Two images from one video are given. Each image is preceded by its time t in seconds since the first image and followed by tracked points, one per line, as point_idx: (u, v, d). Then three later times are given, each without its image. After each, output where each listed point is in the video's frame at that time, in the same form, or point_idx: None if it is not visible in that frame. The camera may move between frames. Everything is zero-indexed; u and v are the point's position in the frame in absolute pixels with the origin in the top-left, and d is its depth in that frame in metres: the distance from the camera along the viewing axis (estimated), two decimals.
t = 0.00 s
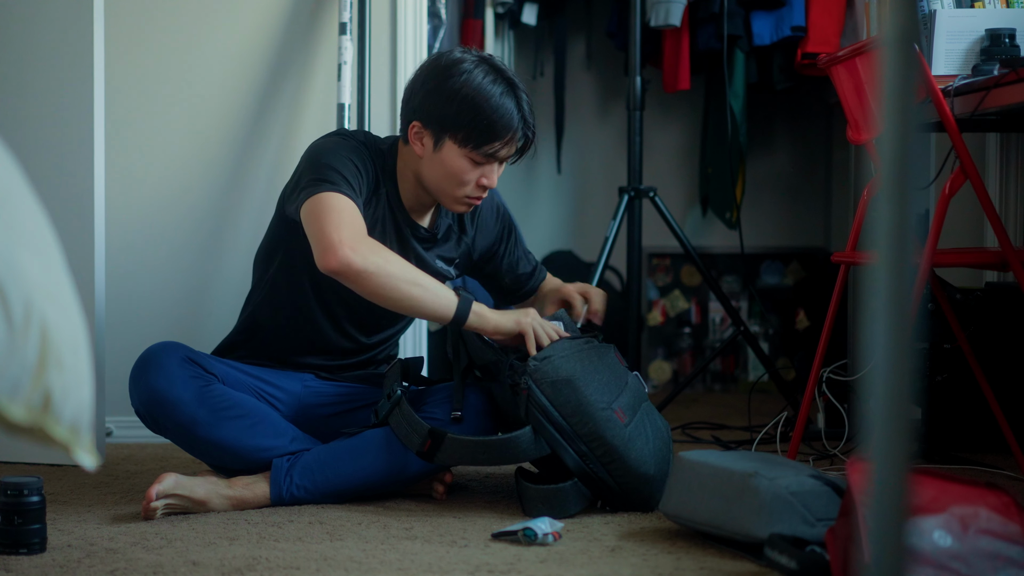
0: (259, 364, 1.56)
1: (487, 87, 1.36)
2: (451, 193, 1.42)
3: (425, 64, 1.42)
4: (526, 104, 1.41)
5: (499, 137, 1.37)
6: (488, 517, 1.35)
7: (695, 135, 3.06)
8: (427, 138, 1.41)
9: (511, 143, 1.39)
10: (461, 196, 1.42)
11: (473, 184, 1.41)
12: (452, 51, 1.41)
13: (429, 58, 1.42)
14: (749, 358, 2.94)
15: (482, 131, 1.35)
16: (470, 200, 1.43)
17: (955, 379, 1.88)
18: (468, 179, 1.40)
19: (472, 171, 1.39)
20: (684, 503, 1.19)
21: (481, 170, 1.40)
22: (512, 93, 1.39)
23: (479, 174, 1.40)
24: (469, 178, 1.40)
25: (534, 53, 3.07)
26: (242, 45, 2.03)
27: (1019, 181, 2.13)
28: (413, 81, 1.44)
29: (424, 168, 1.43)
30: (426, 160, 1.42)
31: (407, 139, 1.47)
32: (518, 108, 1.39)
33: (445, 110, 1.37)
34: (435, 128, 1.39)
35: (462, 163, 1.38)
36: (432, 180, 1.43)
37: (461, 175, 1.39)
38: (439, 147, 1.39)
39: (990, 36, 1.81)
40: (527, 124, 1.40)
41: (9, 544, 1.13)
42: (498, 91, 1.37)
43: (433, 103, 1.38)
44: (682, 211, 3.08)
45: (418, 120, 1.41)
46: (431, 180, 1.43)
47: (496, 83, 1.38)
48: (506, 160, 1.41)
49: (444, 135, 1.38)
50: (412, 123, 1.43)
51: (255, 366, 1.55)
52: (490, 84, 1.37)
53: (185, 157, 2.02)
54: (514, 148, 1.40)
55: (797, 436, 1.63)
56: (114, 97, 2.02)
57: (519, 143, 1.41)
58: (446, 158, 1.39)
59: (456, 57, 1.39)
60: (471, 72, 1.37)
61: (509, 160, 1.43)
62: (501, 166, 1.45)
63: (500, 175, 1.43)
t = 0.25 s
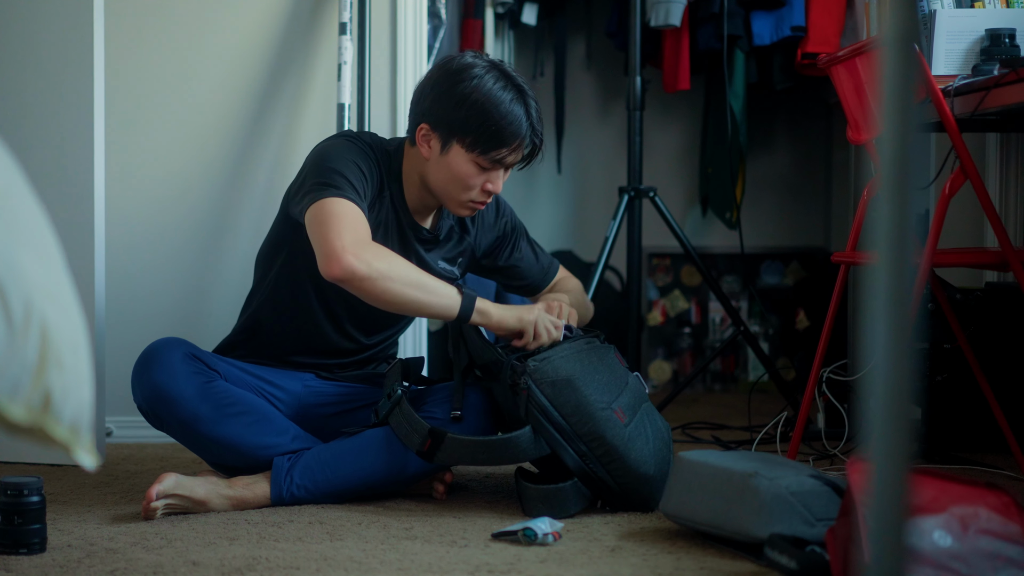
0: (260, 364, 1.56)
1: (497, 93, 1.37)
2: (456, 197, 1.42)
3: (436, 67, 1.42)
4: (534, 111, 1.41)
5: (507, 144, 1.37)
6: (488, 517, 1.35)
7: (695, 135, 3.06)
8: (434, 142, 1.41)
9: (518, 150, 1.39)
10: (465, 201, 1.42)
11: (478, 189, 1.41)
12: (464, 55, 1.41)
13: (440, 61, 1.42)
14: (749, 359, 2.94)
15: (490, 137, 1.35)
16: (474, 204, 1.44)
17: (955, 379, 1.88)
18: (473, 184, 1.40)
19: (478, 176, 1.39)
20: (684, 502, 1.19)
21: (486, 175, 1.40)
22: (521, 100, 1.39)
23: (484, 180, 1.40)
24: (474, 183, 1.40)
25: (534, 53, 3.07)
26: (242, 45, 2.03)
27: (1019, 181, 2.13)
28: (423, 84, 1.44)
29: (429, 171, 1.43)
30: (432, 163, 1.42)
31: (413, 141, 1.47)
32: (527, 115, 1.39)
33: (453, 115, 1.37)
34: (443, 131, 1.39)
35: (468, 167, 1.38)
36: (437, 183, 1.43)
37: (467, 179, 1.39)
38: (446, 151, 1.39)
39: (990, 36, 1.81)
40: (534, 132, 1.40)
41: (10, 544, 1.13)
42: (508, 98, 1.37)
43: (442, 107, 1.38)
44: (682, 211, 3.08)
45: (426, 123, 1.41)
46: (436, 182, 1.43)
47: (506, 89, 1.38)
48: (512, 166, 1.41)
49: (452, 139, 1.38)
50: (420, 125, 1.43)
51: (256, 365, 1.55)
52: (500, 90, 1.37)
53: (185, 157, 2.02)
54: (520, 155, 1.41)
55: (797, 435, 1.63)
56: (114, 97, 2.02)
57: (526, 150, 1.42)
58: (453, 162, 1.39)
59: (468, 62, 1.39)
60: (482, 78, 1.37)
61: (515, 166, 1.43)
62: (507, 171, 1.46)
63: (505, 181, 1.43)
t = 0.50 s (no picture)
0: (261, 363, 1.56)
1: (496, 91, 1.37)
2: (455, 195, 1.42)
3: (436, 64, 1.42)
4: (534, 110, 1.41)
5: (506, 142, 1.37)
6: (488, 517, 1.35)
7: (695, 135, 3.06)
8: (433, 140, 1.41)
9: (517, 148, 1.39)
10: (464, 199, 1.42)
11: (477, 187, 1.41)
12: (464, 53, 1.41)
13: (440, 59, 1.42)
14: (749, 358, 2.94)
15: (489, 135, 1.35)
16: (473, 203, 1.43)
17: (955, 379, 1.88)
18: (472, 182, 1.40)
19: (477, 174, 1.39)
20: (684, 502, 1.19)
21: (485, 173, 1.40)
22: (521, 99, 1.39)
23: (483, 177, 1.40)
24: (473, 181, 1.40)
25: (534, 53, 3.07)
26: (242, 45, 2.03)
27: (1019, 181, 2.13)
28: (422, 82, 1.44)
29: (429, 169, 1.43)
30: (431, 161, 1.42)
31: (413, 139, 1.47)
32: (526, 113, 1.39)
33: (452, 113, 1.37)
34: (442, 129, 1.39)
35: (467, 166, 1.38)
36: (435, 181, 1.43)
37: (466, 177, 1.39)
38: (445, 149, 1.39)
39: (990, 36, 1.81)
40: (534, 130, 1.40)
41: (10, 544, 1.13)
42: (507, 96, 1.37)
43: (441, 105, 1.38)
44: (682, 211, 3.08)
45: (425, 121, 1.42)
46: (434, 180, 1.43)
47: (505, 88, 1.38)
48: (511, 164, 1.41)
49: (450, 138, 1.38)
50: (419, 123, 1.43)
51: (257, 364, 1.55)
52: (499, 88, 1.37)
53: (185, 157, 2.02)
54: (519, 153, 1.41)
55: (797, 435, 1.63)
56: (114, 97, 2.02)
57: (525, 149, 1.42)
58: (451, 160, 1.39)
59: (467, 60, 1.39)
60: (481, 76, 1.37)
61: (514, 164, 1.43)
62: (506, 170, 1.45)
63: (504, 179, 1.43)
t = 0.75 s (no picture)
0: (258, 365, 1.56)
1: (491, 92, 1.37)
2: (453, 197, 1.42)
3: (430, 67, 1.42)
4: (530, 111, 1.41)
5: (502, 143, 1.37)
6: (487, 517, 1.35)
7: (696, 135, 3.06)
8: (430, 142, 1.41)
9: (514, 149, 1.39)
10: (463, 201, 1.42)
11: (475, 188, 1.40)
12: (458, 55, 1.41)
13: (434, 61, 1.42)
14: (749, 358, 2.94)
15: (485, 136, 1.35)
16: (471, 204, 1.43)
17: (955, 379, 1.88)
18: (470, 184, 1.40)
19: (474, 176, 1.39)
20: (684, 502, 1.19)
21: (482, 175, 1.39)
22: (516, 100, 1.39)
23: (481, 179, 1.40)
24: (470, 183, 1.39)
25: (534, 53, 3.07)
26: (242, 45, 2.03)
27: (1019, 181, 2.13)
28: (417, 85, 1.44)
29: (426, 171, 1.43)
30: (428, 164, 1.42)
31: (410, 142, 1.47)
32: (522, 114, 1.39)
33: (448, 115, 1.37)
34: (438, 132, 1.39)
35: (464, 167, 1.38)
36: (434, 184, 1.42)
37: (463, 179, 1.39)
38: (442, 151, 1.39)
39: (990, 36, 1.81)
40: (530, 131, 1.40)
41: (9, 544, 1.13)
42: (502, 97, 1.37)
43: (437, 107, 1.38)
44: (682, 211, 3.08)
45: (421, 124, 1.42)
46: (433, 183, 1.43)
47: (500, 89, 1.38)
48: (509, 166, 1.41)
49: (447, 140, 1.38)
50: (415, 126, 1.43)
51: (255, 366, 1.55)
52: (494, 89, 1.37)
53: (185, 157, 2.02)
54: (516, 154, 1.40)
55: (797, 435, 1.63)
56: (114, 97, 2.02)
57: (521, 150, 1.41)
58: (449, 162, 1.39)
59: (462, 62, 1.39)
60: (476, 77, 1.37)
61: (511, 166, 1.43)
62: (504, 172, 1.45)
63: (502, 181, 1.43)
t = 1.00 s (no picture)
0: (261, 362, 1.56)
1: (501, 96, 1.37)
2: (460, 200, 1.42)
3: (439, 70, 1.43)
4: (539, 115, 1.41)
5: (511, 147, 1.37)
6: (487, 517, 1.35)
7: (696, 135, 3.06)
8: (438, 145, 1.41)
9: (523, 152, 1.39)
10: (471, 204, 1.42)
11: (483, 192, 1.40)
12: (467, 59, 1.41)
13: (444, 65, 1.42)
14: (749, 358, 2.94)
15: (494, 140, 1.36)
16: (479, 208, 1.43)
17: (955, 379, 1.88)
18: (478, 187, 1.40)
19: (483, 179, 1.39)
20: (684, 502, 1.19)
21: (491, 178, 1.39)
22: (525, 104, 1.39)
23: (490, 182, 1.40)
24: (479, 186, 1.39)
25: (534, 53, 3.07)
26: (242, 45, 2.03)
27: (1020, 180, 2.13)
28: (426, 88, 1.44)
29: (434, 174, 1.43)
30: (436, 167, 1.42)
31: (417, 145, 1.47)
32: (531, 118, 1.39)
33: (457, 118, 1.37)
34: (446, 135, 1.39)
35: (473, 171, 1.38)
36: (442, 187, 1.42)
37: (471, 183, 1.39)
38: (450, 154, 1.39)
39: (990, 36, 1.81)
40: (539, 134, 1.40)
41: (10, 544, 1.13)
42: (512, 100, 1.37)
43: (446, 110, 1.38)
44: (682, 211, 3.07)
45: (429, 127, 1.42)
46: (441, 186, 1.43)
47: (510, 92, 1.38)
48: (518, 169, 1.41)
49: (455, 143, 1.38)
50: (423, 129, 1.43)
51: (257, 364, 1.55)
52: (504, 93, 1.37)
53: (185, 157, 2.02)
54: (525, 158, 1.40)
55: (797, 435, 1.63)
56: (114, 98, 2.02)
57: (530, 153, 1.41)
58: (457, 166, 1.39)
59: (471, 65, 1.39)
60: (486, 81, 1.38)
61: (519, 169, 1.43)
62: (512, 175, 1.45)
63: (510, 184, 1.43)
